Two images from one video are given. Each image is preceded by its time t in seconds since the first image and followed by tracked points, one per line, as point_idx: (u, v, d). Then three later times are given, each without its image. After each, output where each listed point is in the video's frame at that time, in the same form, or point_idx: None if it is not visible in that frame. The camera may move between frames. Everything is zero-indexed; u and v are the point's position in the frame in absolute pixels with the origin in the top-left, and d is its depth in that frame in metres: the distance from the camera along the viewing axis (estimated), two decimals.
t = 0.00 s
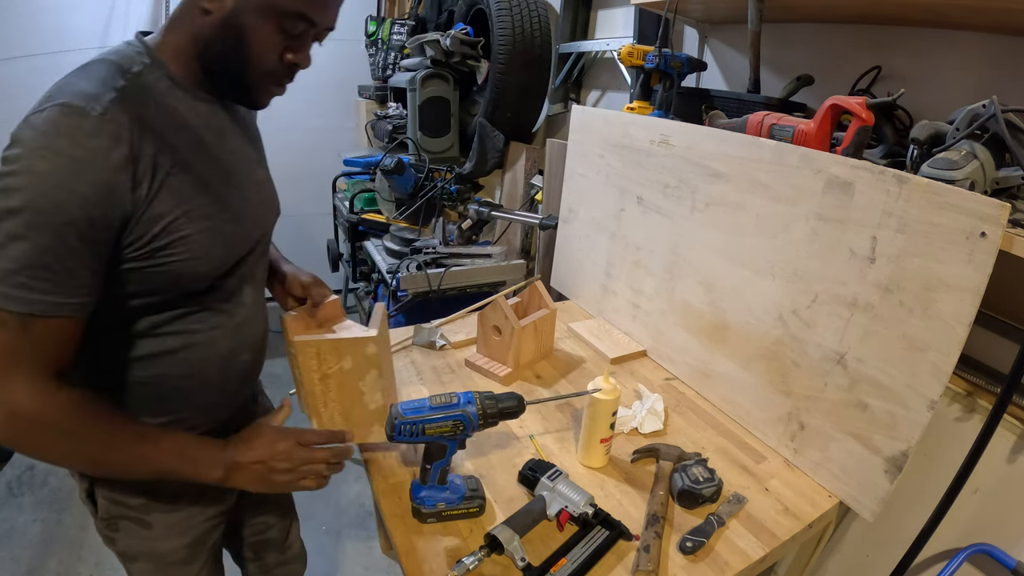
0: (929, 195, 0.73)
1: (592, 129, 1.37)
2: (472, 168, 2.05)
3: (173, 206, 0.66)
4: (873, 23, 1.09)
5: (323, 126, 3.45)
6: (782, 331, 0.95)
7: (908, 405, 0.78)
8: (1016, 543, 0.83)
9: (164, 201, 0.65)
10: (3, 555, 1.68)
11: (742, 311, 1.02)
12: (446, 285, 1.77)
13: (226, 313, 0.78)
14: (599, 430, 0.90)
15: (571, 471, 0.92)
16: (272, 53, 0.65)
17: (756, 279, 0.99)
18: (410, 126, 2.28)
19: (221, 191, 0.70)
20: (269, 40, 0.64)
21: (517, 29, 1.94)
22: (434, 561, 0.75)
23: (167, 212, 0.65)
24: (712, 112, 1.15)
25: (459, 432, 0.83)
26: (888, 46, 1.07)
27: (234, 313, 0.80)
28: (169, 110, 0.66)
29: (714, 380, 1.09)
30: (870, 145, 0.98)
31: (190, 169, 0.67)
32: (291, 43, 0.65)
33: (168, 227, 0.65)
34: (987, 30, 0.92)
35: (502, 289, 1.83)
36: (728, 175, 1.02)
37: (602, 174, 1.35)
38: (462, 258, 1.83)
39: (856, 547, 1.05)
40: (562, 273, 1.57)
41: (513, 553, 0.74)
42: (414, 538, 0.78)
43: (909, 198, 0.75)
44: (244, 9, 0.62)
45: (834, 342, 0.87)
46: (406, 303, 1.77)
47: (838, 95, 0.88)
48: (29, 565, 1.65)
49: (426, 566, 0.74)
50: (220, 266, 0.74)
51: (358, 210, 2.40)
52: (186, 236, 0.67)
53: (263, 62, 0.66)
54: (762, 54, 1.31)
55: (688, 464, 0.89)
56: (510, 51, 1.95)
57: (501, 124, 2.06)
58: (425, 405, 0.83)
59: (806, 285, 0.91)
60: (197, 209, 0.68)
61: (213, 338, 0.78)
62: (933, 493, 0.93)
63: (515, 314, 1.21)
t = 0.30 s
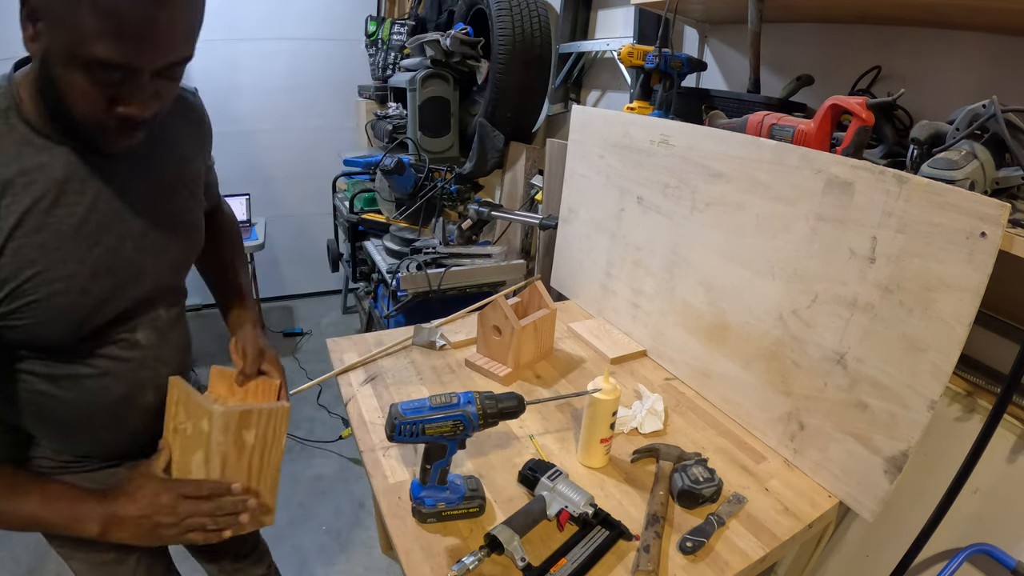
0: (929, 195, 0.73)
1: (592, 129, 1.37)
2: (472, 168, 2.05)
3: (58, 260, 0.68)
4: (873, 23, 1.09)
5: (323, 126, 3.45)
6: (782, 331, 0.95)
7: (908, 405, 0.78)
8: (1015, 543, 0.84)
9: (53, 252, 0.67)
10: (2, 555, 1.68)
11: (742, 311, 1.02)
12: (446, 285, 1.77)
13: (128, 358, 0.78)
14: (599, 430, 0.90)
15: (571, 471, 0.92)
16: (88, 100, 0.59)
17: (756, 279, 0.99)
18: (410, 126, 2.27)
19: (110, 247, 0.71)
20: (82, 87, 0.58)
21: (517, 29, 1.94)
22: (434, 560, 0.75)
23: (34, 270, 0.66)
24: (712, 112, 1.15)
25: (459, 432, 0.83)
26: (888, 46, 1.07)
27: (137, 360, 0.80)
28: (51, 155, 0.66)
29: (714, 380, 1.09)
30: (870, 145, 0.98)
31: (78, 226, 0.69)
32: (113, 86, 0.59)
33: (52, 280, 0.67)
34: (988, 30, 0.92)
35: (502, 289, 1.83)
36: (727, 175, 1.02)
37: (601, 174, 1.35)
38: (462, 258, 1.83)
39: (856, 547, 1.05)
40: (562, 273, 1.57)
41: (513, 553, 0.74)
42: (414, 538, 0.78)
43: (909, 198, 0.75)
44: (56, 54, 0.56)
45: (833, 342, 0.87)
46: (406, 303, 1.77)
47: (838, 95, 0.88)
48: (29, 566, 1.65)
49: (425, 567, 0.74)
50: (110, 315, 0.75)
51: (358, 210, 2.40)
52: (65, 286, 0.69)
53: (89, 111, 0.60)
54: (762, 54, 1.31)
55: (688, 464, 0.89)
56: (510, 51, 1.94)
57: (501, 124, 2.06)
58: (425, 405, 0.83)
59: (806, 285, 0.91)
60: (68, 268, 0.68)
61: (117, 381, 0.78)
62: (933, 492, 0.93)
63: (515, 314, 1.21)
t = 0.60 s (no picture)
0: (929, 195, 0.73)
1: (592, 128, 1.37)
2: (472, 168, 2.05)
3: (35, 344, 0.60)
4: (873, 23, 1.09)
5: (323, 126, 3.45)
6: (782, 331, 0.95)
7: (908, 406, 0.78)
8: (1015, 543, 0.83)
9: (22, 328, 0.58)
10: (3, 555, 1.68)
11: (742, 312, 1.02)
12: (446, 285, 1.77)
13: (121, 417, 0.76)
14: (599, 430, 0.90)
15: (571, 471, 0.92)
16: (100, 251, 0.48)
17: (756, 278, 0.99)
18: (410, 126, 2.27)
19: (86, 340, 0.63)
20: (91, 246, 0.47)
21: (517, 29, 1.94)
22: (434, 561, 0.75)
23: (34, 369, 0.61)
24: (712, 112, 1.15)
25: (459, 432, 0.83)
26: (888, 46, 1.07)
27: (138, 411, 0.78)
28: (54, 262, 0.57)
29: (714, 380, 1.09)
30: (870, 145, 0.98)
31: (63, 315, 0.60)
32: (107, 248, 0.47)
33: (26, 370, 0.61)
34: (988, 30, 0.92)
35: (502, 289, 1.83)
36: (727, 175, 1.02)
37: (602, 174, 1.35)
38: (462, 258, 1.83)
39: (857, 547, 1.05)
40: (562, 273, 1.57)
41: (513, 553, 0.74)
42: (414, 538, 0.78)
43: (909, 198, 0.75)
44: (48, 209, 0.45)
45: (834, 342, 0.87)
46: (406, 303, 1.77)
47: (838, 95, 0.87)
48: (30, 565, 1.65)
49: (425, 568, 0.74)
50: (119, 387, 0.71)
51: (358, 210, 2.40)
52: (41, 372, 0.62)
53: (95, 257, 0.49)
54: (762, 54, 1.31)
55: (688, 464, 0.89)
56: (510, 51, 1.94)
57: (501, 124, 2.06)
58: (425, 405, 0.83)
59: (806, 284, 0.91)
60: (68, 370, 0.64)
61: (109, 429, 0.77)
62: (933, 493, 0.93)
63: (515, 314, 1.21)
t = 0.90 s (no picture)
0: (929, 195, 0.73)
1: (592, 129, 1.37)
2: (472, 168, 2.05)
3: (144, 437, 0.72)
4: (873, 23, 1.09)
5: (323, 126, 3.45)
6: (782, 331, 0.95)
7: (908, 406, 0.78)
8: (1015, 543, 0.83)
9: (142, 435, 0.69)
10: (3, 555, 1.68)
11: (743, 312, 1.02)
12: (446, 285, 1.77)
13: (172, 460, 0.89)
14: (600, 430, 0.90)
15: (571, 471, 0.92)
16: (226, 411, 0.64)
17: (756, 279, 0.99)
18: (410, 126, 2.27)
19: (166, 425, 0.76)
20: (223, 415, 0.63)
21: (517, 29, 1.94)
22: (434, 561, 0.75)
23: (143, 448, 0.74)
24: (712, 112, 1.15)
25: (459, 432, 0.83)
26: (889, 46, 1.07)
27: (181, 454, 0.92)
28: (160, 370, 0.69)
29: (714, 380, 1.09)
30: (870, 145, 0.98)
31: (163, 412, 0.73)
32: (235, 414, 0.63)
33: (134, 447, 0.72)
34: (988, 30, 0.92)
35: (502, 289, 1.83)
36: (727, 175, 1.02)
37: (602, 174, 1.35)
38: (462, 258, 1.83)
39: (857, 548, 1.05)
40: (562, 273, 1.57)
41: (513, 553, 0.74)
42: (414, 537, 0.78)
43: (909, 198, 0.75)
44: (191, 383, 0.60)
45: (834, 342, 0.87)
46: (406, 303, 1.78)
47: (838, 95, 0.87)
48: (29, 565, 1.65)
49: (425, 568, 0.74)
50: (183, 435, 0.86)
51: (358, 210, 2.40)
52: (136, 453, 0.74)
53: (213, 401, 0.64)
54: (762, 55, 1.31)
55: (688, 464, 0.89)
56: (510, 51, 1.94)
57: (501, 124, 2.06)
58: (425, 405, 0.83)
59: (806, 284, 0.91)
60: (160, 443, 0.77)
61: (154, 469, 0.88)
62: (933, 493, 0.93)
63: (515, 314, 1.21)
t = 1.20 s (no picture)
0: (930, 195, 0.73)
1: (592, 128, 1.37)
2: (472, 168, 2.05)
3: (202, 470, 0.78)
4: (873, 23, 1.09)
5: (323, 126, 3.45)
6: (782, 331, 0.95)
7: (908, 406, 0.78)
8: (1015, 543, 0.83)
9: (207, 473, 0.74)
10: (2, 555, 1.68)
11: (743, 311, 1.02)
12: (446, 285, 1.77)
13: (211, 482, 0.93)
14: (600, 429, 0.90)
15: (571, 471, 0.92)
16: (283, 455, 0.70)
17: (756, 279, 0.99)
18: (410, 126, 2.27)
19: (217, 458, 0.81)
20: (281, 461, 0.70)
21: (517, 30, 1.94)
22: (434, 561, 0.75)
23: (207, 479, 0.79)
24: (712, 112, 1.15)
25: (460, 432, 0.83)
26: (889, 45, 1.07)
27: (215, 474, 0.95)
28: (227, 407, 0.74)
29: (714, 380, 1.09)
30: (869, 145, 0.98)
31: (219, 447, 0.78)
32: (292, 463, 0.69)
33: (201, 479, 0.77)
34: (987, 30, 0.93)
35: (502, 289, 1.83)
36: (727, 175, 1.02)
37: (602, 174, 1.35)
38: (462, 258, 1.83)
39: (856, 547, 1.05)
40: (562, 273, 1.57)
41: (513, 553, 0.74)
42: (414, 538, 0.78)
43: (909, 198, 0.75)
44: (254, 436, 0.65)
45: (834, 342, 0.87)
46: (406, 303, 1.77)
47: (838, 95, 0.87)
48: (29, 565, 1.65)
49: (427, 567, 0.74)
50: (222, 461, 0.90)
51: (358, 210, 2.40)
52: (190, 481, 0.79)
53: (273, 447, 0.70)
54: (762, 54, 1.31)
55: (688, 464, 0.89)
56: (510, 51, 1.95)
57: (501, 124, 2.06)
58: (425, 405, 0.84)
59: (806, 284, 0.91)
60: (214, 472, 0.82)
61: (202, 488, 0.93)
62: (933, 493, 0.93)
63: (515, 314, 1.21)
